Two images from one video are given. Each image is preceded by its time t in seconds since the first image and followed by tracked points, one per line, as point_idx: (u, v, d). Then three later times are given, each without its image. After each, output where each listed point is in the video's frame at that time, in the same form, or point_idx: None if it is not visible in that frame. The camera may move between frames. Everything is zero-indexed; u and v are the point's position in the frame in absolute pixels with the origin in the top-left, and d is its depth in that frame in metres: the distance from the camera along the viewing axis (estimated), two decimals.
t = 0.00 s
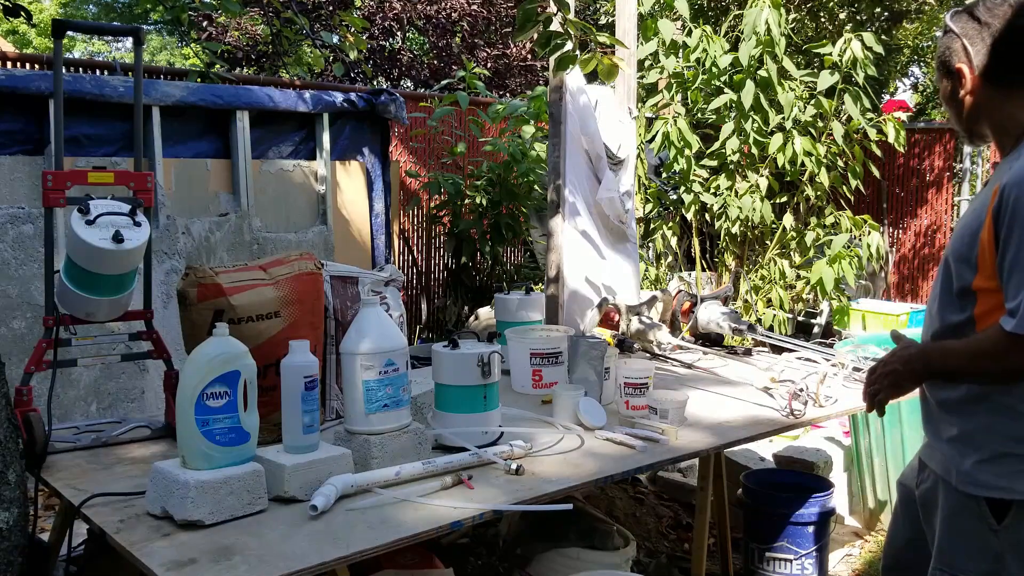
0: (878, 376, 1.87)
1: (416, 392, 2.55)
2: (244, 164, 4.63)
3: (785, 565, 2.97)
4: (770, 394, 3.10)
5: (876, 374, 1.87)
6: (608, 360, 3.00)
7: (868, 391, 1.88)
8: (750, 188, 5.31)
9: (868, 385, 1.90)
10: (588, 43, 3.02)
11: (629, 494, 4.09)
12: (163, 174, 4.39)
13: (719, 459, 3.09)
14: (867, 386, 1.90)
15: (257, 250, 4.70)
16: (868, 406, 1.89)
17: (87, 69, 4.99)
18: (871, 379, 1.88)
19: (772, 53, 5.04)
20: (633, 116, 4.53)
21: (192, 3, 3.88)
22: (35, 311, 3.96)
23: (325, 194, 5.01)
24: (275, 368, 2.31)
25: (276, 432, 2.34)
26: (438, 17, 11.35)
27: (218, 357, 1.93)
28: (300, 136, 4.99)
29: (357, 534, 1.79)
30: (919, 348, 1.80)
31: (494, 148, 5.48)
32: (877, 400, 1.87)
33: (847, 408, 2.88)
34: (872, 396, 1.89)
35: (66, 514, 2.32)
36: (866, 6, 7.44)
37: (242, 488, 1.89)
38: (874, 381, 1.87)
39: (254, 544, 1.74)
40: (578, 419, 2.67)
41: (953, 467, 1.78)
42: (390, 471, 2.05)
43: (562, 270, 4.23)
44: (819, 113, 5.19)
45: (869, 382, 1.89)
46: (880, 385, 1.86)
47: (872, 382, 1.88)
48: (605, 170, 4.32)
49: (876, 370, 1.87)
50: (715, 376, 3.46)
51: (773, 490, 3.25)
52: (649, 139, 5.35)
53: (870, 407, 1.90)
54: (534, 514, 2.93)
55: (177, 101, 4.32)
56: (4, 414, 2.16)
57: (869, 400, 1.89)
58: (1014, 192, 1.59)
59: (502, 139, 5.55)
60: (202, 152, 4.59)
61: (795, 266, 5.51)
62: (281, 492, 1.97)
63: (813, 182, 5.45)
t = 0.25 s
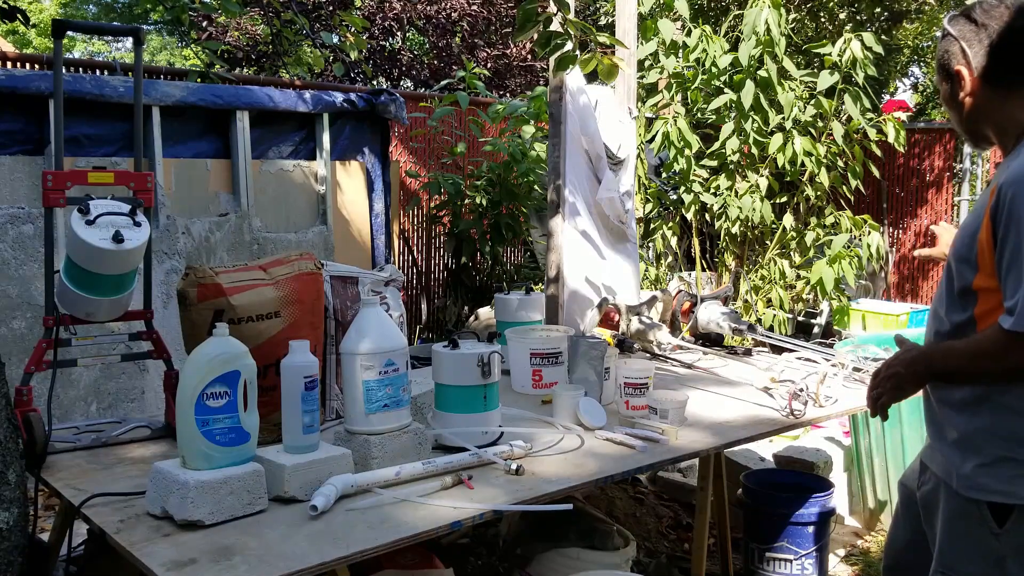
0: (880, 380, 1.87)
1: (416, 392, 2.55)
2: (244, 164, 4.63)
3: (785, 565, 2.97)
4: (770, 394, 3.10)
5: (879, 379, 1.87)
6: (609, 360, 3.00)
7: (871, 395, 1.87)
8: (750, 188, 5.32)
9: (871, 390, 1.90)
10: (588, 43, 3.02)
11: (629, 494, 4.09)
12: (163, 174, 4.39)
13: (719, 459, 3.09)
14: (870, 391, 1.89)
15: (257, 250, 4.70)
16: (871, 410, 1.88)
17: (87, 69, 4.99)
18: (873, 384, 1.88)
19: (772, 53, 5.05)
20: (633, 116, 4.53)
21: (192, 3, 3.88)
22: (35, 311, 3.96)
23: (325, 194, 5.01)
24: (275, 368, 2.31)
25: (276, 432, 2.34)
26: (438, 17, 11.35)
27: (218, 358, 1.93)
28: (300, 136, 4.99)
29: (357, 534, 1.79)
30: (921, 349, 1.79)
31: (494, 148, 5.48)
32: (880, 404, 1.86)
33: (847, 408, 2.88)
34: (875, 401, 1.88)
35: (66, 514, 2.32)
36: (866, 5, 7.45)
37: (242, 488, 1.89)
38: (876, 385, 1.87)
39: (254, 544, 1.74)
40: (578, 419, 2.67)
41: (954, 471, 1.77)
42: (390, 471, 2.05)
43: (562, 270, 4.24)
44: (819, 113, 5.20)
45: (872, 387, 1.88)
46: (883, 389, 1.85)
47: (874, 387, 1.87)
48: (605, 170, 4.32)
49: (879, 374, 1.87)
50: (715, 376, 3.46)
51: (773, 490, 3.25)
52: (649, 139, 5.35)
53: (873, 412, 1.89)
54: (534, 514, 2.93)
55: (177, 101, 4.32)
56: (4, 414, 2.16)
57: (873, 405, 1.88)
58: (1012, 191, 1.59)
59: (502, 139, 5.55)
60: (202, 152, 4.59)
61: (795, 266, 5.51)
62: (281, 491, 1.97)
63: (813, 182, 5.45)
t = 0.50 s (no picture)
0: (878, 373, 1.86)
1: (416, 391, 2.55)
2: (244, 164, 4.63)
3: (785, 565, 2.97)
4: (770, 394, 3.10)
5: (877, 372, 1.86)
6: (608, 360, 3.00)
7: (867, 388, 1.87)
8: (749, 188, 5.31)
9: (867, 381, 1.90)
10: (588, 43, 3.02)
11: (629, 494, 4.09)
12: (163, 174, 4.39)
13: (719, 460, 3.09)
14: (867, 382, 1.89)
15: (257, 250, 4.70)
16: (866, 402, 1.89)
17: (87, 69, 4.99)
18: (870, 376, 1.88)
19: (772, 53, 5.05)
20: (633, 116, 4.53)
21: (192, 3, 3.88)
22: (35, 311, 3.96)
23: (325, 194, 5.01)
24: (275, 368, 2.31)
25: (276, 432, 2.34)
26: (438, 17, 11.35)
27: (217, 357, 1.93)
28: (300, 136, 5.00)
29: (357, 534, 1.79)
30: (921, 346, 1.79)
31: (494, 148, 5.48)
32: (877, 396, 1.87)
33: (847, 408, 2.88)
34: (872, 393, 1.88)
35: (66, 514, 2.32)
36: (866, 5, 7.44)
37: (243, 488, 1.89)
38: (874, 378, 1.87)
39: (255, 544, 1.74)
40: (578, 419, 2.67)
41: (960, 472, 1.77)
42: (390, 471, 2.05)
43: (562, 270, 4.23)
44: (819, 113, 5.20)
45: (868, 379, 1.88)
46: (881, 382, 1.85)
47: (871, 379, 1.88)
48: (605, 170, 4.32)
49: (876, 368, 1.87)
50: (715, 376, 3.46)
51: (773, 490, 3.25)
52: (649, 139, 5.35)
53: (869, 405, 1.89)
54: (534, 514, 2.93)
55: (177, 101, 4.32)
56: (4, 414, 2.16)
57: (868, 397, 1.88)
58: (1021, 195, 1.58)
59: (502, 139, 5.55)
60: (202, 152, 4.60)
61: (795, 266, 5.51)
62: (281, 492, 1.97)
63: (813, 182, 5.45)
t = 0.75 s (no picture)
0: (890, 377, 1.86)
1: (416, 391, 2.56)
2: (244, 164, 4.63)
3: (785, 565, 2.97)
4: (770, 394, 3.09)
5: (889, 375, 1.85)
6: (608, 360, 3.00)
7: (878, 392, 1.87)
8: (749, 188, 5.31)
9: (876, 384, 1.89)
10: (588, 43, 3.02)
11: (629, 494, 4.09)
12: (163, 174, 4.39)
13: (719, 460, 3.09)
14: (876, 386, 1.88)
15: (257, 250, 4.70)
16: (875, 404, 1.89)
17: (87, 69, 4.99)
18: (882, 380, 1.87)
19: (772, 53, 5.04)
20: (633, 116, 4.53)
21: (192, 3, 3.88)
22: (35, 311, 3.96)
23: (325, 194, 5.01)
24: (275, 368, 2.31)
25: (276, 432, 2.34)
26: (438, 17, 11.34)
27: (218, 357, 1.93)
28: (300, 136, 5.00)
29: (357, 533, 1.79)
30: (935, 349, 1.77)
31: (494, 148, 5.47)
32: (889, 400, 1.87)
33: (847, 408, 2.88)
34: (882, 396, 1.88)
35: (66, 514, 2.32)
36: (865, 5, 7.45)
37: (243, 488, 1.89)
38: (886, 381, 1.86)
39: (255, 544, 1.74)
40: (578, 419, 2.67)
41: (965, 474, 1.75)
42: (390, 471, 2.05)
43: (562, 270, 4.23)
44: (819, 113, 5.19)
45: (878, 379, 1.88)
46: (892, 385, 1.85)
47: (882, 383, 1.87)
48: (606, 170, 4.32)
49: (887, 370, 1.86)
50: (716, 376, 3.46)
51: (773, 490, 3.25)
52: (649, 139, 5.35)
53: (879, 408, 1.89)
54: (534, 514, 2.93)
55: (177, 101, 4.32)
56: (4, 414, 2.16)
57: (878, 400, 1.88)
58: None
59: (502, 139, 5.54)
60: (202, 152, 4.60)
61: (795, 266, 5.50)
62: (281, 491, 1.97)
63: (813, 182, 5.45)
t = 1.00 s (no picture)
0: (909, 387, 1.80)
1: (416, 391, 2.56)
2: (244, 164, 4.63)
3: (785, 565, 2.97)
4: (770, 394, 3.09)
5: (910, 385, 1.80)
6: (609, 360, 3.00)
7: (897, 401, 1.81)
8: (749, 188, 5.31)
9: (894, 394, 1.83)
10: (588, 43, 3.02)
11: (630, 494, 4.09)
12: (163, 174, 4.39)
13: (719, 460, 3.09)
14: (894, 395, 1.83)
15: (257, 250, 4.70)
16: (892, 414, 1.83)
17: (87, 69, 4.99)
18: (901, 391, 1.81)
19: (772, 53, 5.04)
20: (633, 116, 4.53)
21: (192, 3, 3.87)
22: (35, 311, 3.96)
23: (325, 194, 5.01)
24: (275, 368, 2.31)
25: (276, 432, 2.33)
26: (438, 17, 11.33)
27: (218, 357, 1.93)
28: (300, 136, 4.99)
29: (357, 533, 1.79)
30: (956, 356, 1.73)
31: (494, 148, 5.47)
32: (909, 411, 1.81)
33: (847, 408, 2.87)
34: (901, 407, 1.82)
35: (66, 513, 2.32)
36: (865, 5, 7.44)
37: (242, 488, 1.89)
38: (905, 391, 1.80)
39: (254, 545, 1.74)
40: (578, 419, 2.67)
41: (976, 478, 1.71)
42: (390, 471, 2.05)
43: (562, 270, 4.24)
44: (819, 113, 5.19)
45: (895, 390, 1.82)
46: (913, 395, 1.79)
47: (902, 393, 1.81)
48: (606, 170, 4.32)
49: (905, 379, 1.81)
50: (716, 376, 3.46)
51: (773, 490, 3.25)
52: (649, 139, 5.35)
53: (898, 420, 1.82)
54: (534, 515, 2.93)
55: (177, 101, 4.32)
56: (4, 414, 2.16)
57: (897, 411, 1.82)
58: None
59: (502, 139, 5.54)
60: (202, 152, 4.60)
61: (795, 266, 5.50)
62: (280, 491, 1.97)
63: (813, 182, 5.45)
